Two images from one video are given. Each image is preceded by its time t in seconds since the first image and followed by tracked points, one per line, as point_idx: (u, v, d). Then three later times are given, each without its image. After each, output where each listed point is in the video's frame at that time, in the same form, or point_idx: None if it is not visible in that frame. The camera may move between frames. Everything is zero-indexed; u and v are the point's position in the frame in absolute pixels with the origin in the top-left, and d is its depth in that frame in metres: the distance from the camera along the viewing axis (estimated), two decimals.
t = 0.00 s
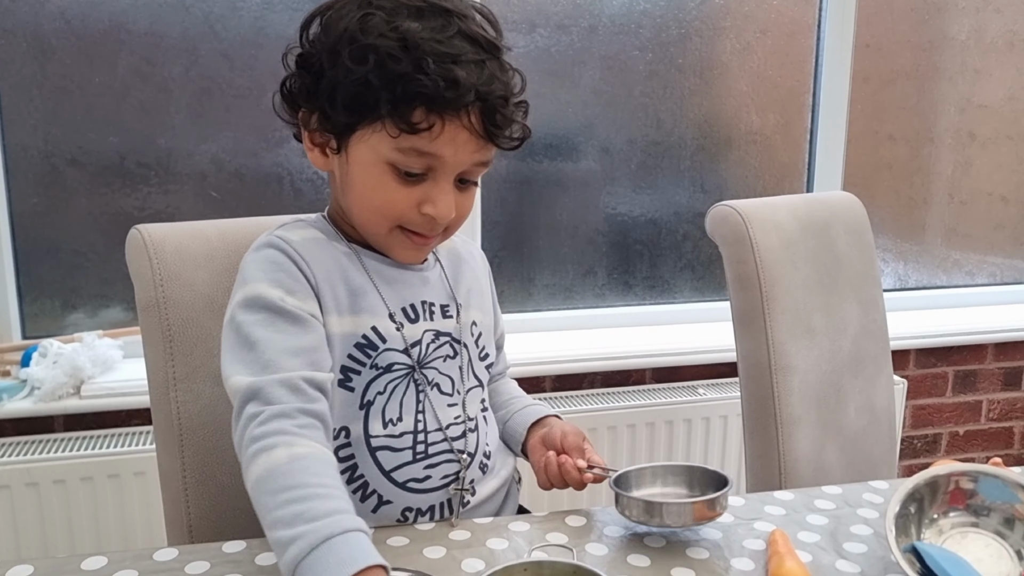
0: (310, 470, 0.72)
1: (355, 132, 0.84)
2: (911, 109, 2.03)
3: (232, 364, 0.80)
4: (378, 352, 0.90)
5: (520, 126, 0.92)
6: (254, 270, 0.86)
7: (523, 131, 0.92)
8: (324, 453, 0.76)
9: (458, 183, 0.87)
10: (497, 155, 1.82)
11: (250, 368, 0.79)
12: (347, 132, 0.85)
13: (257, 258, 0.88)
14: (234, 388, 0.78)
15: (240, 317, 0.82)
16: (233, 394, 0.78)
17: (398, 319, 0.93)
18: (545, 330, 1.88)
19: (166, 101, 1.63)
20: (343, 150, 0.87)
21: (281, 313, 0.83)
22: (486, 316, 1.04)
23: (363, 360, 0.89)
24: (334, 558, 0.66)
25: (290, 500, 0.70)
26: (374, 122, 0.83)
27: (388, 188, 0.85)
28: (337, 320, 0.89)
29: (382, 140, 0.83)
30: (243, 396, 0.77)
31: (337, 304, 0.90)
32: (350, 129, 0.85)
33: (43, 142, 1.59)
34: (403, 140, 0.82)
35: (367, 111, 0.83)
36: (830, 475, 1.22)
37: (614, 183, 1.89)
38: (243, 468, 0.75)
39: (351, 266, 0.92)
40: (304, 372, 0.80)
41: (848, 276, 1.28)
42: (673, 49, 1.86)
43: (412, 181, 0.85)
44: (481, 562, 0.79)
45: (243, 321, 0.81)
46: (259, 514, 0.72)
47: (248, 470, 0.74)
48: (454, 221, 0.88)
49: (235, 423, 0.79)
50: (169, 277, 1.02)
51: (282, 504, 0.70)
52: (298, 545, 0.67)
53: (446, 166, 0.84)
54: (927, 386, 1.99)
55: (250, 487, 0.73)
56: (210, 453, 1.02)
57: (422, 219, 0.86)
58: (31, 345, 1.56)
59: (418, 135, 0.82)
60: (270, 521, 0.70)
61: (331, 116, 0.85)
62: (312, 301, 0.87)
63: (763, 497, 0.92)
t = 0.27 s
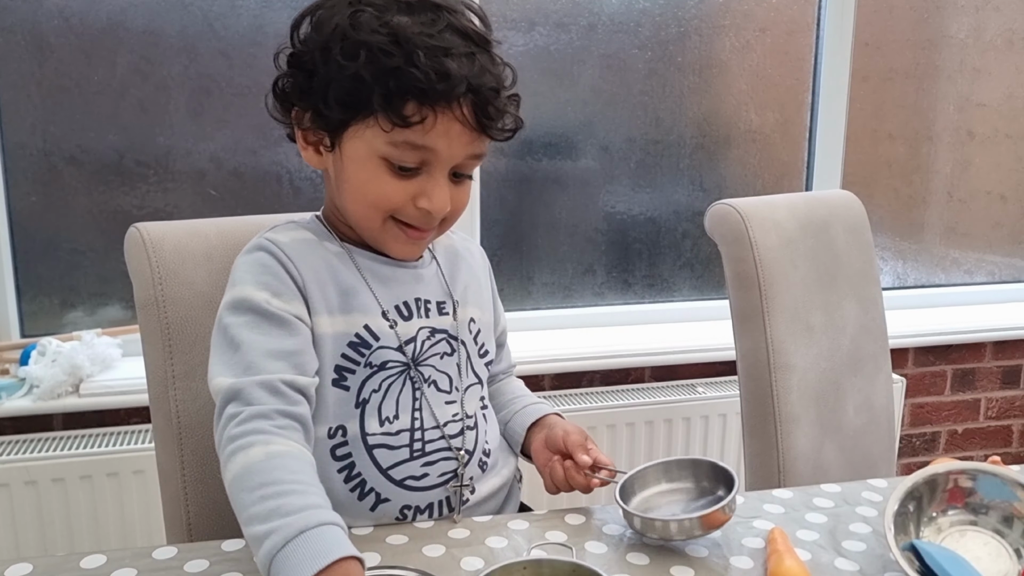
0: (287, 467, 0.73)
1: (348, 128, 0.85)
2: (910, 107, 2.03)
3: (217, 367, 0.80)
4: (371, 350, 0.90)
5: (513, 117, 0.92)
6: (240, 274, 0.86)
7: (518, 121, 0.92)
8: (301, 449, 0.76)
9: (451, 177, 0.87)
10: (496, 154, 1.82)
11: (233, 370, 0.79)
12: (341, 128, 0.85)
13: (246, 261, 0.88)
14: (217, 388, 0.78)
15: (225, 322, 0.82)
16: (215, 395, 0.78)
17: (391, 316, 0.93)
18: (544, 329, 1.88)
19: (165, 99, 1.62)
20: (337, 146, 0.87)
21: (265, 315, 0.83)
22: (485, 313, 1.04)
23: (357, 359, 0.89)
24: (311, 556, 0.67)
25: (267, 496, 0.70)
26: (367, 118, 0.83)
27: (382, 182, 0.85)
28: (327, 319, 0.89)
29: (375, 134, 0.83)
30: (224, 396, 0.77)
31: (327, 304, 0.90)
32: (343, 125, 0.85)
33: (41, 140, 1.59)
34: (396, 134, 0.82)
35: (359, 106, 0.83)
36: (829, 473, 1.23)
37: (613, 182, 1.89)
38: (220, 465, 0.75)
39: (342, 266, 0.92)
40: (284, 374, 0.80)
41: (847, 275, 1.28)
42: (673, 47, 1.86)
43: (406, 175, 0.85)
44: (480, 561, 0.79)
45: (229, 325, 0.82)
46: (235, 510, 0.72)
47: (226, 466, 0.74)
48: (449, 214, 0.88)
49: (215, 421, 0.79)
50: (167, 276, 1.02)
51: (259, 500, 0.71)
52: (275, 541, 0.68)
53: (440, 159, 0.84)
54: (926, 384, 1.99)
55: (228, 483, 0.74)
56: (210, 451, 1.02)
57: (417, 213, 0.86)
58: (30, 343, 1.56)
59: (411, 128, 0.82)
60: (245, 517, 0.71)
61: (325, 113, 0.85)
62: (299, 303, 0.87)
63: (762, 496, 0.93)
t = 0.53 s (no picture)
0: (287, 460, 0.73)
1: (337, 119, 0.85)
2: (911, 104, 2.03)
3: (213, 356, 0.80)
4: (364, 346, 0.90)
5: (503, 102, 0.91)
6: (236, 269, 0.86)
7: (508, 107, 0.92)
8: (301, 446, 0.76)
9: (443, 165, 0.86)
10: (496, 151, 1.82)
11: (231, 359, 0.79)
12: (330, 121, 0.85)
13: (244, 257, 0.88)
14: (215, 376, 0.78)
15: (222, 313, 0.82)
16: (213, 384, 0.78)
17: (384, 313, 0.93)
18: (545, 326, 1.88)
19: (165, 96, 1.62)
20: (328, 139, 0.87)
21: (262, 308, 0.83)
22: (485, 309, 1.03)
23: (349, 355, 0.89)
24: (312, 545, 0.67)
25: (267, 486, 0.71)
26: (355, 107, 0.83)
27: (372, 171, 0.85)
28: (320, 315, 0.89)
29: (363, 123, 0.83)
30: (223, 385, 0.78)
31: (322, 299, 0.90)
32: (332, 117, 0.85)
33: (41, 137, 1.59)
34: (384, 123, 0.82)
35: (346, 96, 0.83)
36: (829, 471, 1.23)
37: (613, 179, 1.89)
38: (217, 457, 0.75)
39: (336, 263, 0.92)
40: (284, 365, 0.81)
41: (847, 272, 1.28)
42: (673, 44, 1.85)
43: (396, 163, 0.84)
44: (481, 558, 0.79)
45: (226, 316, 0.82)
46: (233, 502, 0.72)
47: (224, 457, 0.74)
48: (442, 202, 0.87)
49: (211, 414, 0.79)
50: (167, 273, 1.01)
51: (259, 490, 0.71)
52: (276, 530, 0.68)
53: (429, 146, 0.83)
54: (926, 381, 1.99)
55: (225, 475, 0.73)
56: (210, 449, 1.02)
57: (408, 201, 0.85)
58: (29, 340, 1.56)
59: (398, 116, 0.82)
60: (244, 506, 0.70)
61: (313, 106, 0.86)
62: (295, 298, 0.87)
63: (763, 493, 0.92)
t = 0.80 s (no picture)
0: (317, 468, 0.73)
1: (336, 114, 0.84)
2: (911, 100, 2.03)
3: (229, 358, 0.81)
4: (368, 347, 0.90)
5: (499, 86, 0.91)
6: (245, 273, 0.86)
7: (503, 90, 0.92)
8: (328, 455, 0.76)
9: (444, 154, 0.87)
10: (495, 147, 1.82)
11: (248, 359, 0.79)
12: (328, 116, 0.85)
13: (247, 262, 0.87)
14: (239, 375, 0.78)
15: (236, 314, 0.82)
16: (236, 383, 0.78)
17: (387, 313, 0.93)
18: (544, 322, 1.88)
19: (164, 92, 1.62)
20: (326, 135, 0.86)
21: (277, 309, 0.83)
22: (484, 301, 1.02)
23: (353, 356, 0.89)
24: (341, 562, 0.67)
25: (297, 494, 0.70)
26: (354, 99, 0.83)
27: (374, 163, 0.84)
28: (328, 317, 0.89)
29: (364, 115, 0.83)
30: (249, 384, 0.78)
31: (327, 300, 0.90)
32: (330, 111, 0.85)
33: (40, 133, 1.58)
34: (385, 112, 0.82)
35: (345, 89, 0.83)
36: (829, 466, 1.23)
37: (613, 175, 1.89)
38: (242, 457, 0.75)
39: (338, 263, 0.92)
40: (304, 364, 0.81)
41: (847, 268, 1.28)
42: (673, 40, 1.85)
43: (398, 154, 0.84)
44: (481, 553, 0.79)
45: (239, 317, 0.82)
46: (256, 505, 0.72)
47: (249, 458, 0.74)
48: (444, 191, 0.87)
49: (234, 412, 0.78)
50: (167, 269, 1.01)
51: (288, 497, 0.70)
52: (305, 542, 0.68)
53: (430, 134, 0.84)
54: (926, 377, 1.99)
55: (250, 478, 0.73)
56: (210, 444, 1.02)
57: (411, 191, 0.85)
58: (30, 336, 1.56)
59: (399, 104, 0.82)
60: (271, 513, 0.70)
61: (310, 102, 0.85)
62: (304, 299, 0.87)
63: (762, 488, 0.93)
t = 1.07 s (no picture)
0: (309, 477, 0.73)
1: (366, 126, 0.85)
2: (910, 99, 2.03)
3: (226, 366, 0.81)
4: (371, 353, 0.90)
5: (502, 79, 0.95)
6: (244, 281, 0.87)
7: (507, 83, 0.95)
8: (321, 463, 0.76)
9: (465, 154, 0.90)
10: (495, 146, 1.82)
11: (244, 366, 0.80)
12: (358, 128, 0.85)
13: (246, 270, 0.88)
14: (237, 381, 0.79)
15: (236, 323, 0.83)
16: (233, 390, 0.79)
17: (389, 318, 0.93)
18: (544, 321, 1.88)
19: (164, 91, 1.62)
20: (354, 146, 0.86)
21: (274, 317, 0.84)
22: (486, 301, 1.02)
23: (356, 361, 0.89)
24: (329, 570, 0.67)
25: (289, 503, 0.71)
26: (389, 111, 0.84)
27: (409, 171, 0.86)
28: (329, 324, 0.89)
29: (400, 125, 0.84)
30: (245, 393, 0.78)
31: (327, 306, 0.90)
32: (361, 124, 0.85)
33: (40, 132, 1.59)
34: (421, 121, 0.84)
35: (381, 102, 0.83)
36: (828, 466, 1.23)
37: (613, 174, 1.89)
38: (236, 464, 0.75)
39: (340, 268, 0.92)
40: (299, 373, 0.81)
41: (848, 268, 1.28)
42: (673, 39, 1.85)
43: (430, 160, 0.86)
44: (481, 552, 0.79)
45: (238, 325, 0.83)
46: (249, 512, 0.72)
47: (242, 466, 0.74)
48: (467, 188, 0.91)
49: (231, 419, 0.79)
50: (167, 268, 1.02)
51: (280, 506, 0.71)
52: (295, 550, 0.68)
53: (460, 137, 0.87)
54: (926, 376, 1.99)
55: (244, 487, 0.73)
56: (210, 443, 1.02)
57: (443, 193, 0.88)
58: (30, 335, 1.56)
59: (436, 113, 0.84)
60: (264, 523, 0.70)
61: (335, 113, 0.85)
62: (303, 306, 0.87)
63: (762, 487, 0.93)
